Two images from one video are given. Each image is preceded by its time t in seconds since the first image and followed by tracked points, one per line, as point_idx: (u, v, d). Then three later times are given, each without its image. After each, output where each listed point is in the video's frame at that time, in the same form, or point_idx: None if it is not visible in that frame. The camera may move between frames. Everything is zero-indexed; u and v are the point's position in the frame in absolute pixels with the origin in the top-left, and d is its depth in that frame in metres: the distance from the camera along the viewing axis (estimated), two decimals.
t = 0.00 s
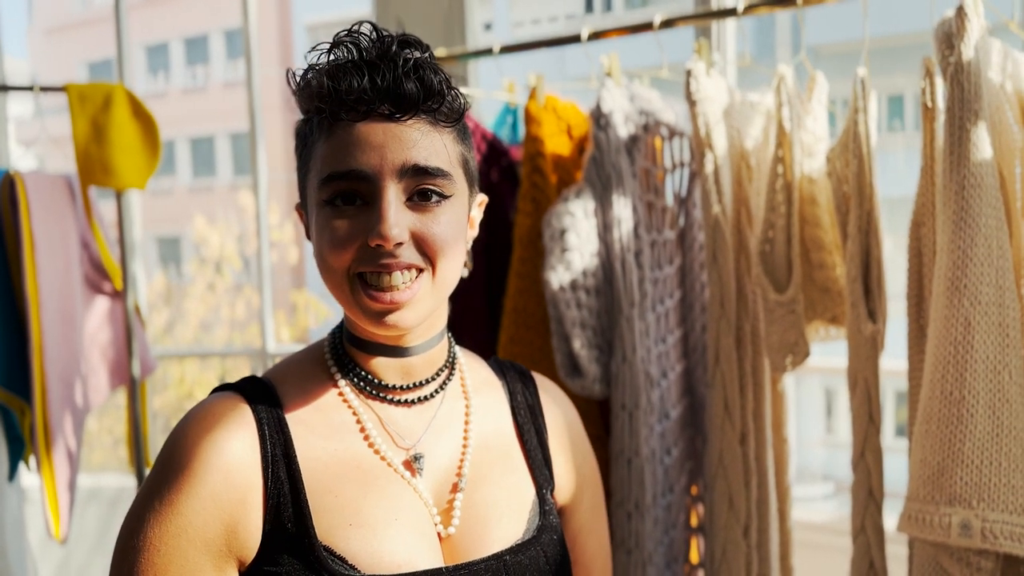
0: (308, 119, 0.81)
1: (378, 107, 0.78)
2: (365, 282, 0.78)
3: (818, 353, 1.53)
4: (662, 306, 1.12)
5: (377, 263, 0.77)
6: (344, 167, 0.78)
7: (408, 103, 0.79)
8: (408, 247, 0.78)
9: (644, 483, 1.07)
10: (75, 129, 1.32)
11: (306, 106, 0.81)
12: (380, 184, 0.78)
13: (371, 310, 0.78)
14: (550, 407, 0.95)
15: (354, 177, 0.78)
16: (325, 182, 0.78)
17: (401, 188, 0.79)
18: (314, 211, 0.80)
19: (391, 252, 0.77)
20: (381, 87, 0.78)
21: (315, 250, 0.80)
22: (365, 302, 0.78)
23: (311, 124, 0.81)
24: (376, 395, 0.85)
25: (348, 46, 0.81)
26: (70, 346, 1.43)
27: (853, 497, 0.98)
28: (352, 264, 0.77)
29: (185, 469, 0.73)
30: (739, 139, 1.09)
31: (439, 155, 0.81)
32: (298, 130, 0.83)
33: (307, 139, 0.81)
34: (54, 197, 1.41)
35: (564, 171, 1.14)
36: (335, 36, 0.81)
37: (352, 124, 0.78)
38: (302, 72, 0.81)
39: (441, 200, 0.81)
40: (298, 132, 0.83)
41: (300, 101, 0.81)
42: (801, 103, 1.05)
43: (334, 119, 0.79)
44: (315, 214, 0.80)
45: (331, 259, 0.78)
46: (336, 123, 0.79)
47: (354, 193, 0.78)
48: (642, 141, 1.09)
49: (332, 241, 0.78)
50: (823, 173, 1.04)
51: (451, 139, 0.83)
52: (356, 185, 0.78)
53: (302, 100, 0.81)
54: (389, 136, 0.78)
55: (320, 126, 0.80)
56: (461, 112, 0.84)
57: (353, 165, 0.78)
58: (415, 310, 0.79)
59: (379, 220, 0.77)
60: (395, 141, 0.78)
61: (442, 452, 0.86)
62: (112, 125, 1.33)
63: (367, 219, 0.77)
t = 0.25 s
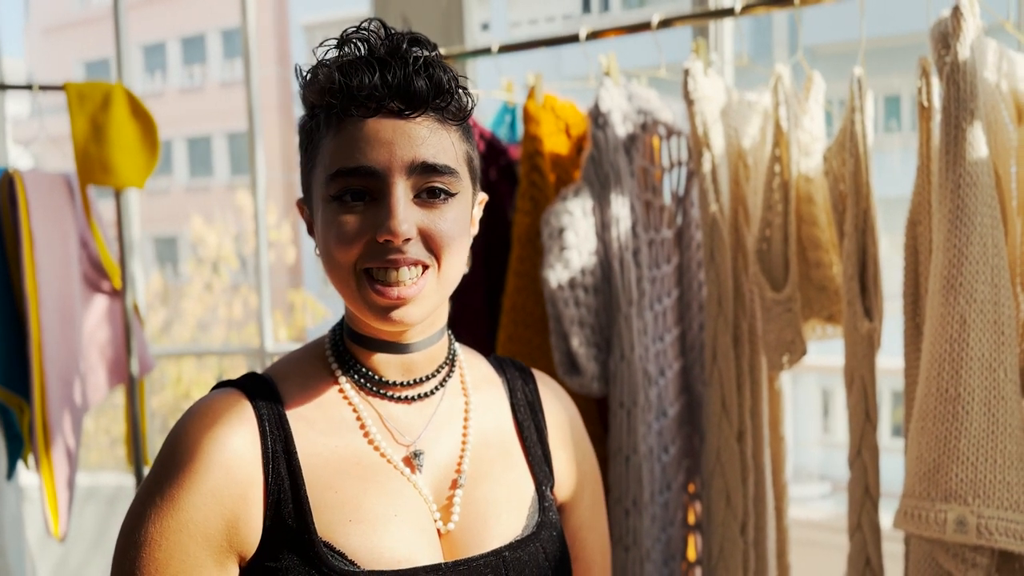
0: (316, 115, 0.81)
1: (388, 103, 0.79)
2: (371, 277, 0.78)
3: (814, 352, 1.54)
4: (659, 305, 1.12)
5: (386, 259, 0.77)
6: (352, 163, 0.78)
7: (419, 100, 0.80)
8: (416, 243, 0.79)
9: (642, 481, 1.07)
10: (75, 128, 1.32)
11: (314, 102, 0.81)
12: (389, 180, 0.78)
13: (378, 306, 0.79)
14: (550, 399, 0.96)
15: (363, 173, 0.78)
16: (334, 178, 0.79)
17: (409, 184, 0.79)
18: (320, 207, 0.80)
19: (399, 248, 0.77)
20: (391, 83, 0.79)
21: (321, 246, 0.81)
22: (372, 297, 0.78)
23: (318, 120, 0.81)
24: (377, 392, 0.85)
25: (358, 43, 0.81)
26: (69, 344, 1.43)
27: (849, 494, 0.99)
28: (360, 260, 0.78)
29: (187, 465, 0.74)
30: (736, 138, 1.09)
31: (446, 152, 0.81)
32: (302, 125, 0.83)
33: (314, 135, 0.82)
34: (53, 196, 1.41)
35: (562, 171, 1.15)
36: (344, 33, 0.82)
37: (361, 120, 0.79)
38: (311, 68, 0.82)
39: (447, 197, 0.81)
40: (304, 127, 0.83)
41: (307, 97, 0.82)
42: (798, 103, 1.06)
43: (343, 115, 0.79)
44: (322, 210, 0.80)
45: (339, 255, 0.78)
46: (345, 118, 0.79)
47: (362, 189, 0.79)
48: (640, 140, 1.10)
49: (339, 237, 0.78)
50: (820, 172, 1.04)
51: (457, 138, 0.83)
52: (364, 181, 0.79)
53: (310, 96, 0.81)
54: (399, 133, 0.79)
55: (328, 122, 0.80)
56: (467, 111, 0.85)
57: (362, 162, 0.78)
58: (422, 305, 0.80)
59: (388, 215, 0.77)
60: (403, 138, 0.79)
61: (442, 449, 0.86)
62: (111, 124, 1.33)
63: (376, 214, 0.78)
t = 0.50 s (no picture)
0: (320, 110, 0.82)
1: (392, 99, 0.80)
2: (376, 272, 0.79)
3: (813, 349, 1.52)
4: (658, 302, 1.13)
5: (389, 252, 0.78)
6: (357, 158, 0.79)
7: (422, 96, 0.80)
8: (418, 238, 0.79)
9: (641, 477, 1.08)
10: (76, 126, 1.33)
11: (319, 98, 0.82)
12: (392, 175, 0.79)
13: (382, 299, 0.79)
14: (549, 393, 0.97)
15: (367, 168, 0.79)
16: (338, 172, 0.79)
17: (412, 179, 0.80)
18: (324, 202, 0.81)
19: (402, 242, 0.78)
20: (395, 80, 0.80)
21: (324, 241, 0.81)
22: (376, 290, 0.79)
23: (322, 115, 0.82)
24: (378, 386, 0.86)
25: (362, 41, 0.82)
26: (70, 342, 1.43)
27: (846, 490, 1.00)
28: (364, 254, 0.79)
29: (191, 458, 0.75)
30: (734, 137, 1.10)
31: (449, 149, 0.82)
32: (306, 121, 0.84)
33: (318, 130, 0.82)
34: (54, 194, 1.42)
35: (561, 169, 1.16)
36: (348, 30, 0.83)
37: (366, 115, 0.79)
38: (315, 65, 0.82)
39: (450, 193, 0.82)
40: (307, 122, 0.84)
41: (311, 93, 0.82)
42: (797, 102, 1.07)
43: (348, 111, 0.80)
44: (326, 205, 0.81)
45: (343, 249, 0.79)
46: (350, 114, 0.80)
47: (367, 183, 0.79)
48: (638, 139, 1.11)
49: (344, 232, 0.79)
50: (817, 171, 1.05)
51: (459, 135, 0.84)
52: (367, 176, 0.79)
53: (315, 92, 0.82)
54: (402, 128, 0.79)
55: (333, 117, 0.80)
56: (469, 108, 0.85)
57: (366, 156, 0.79)
58: (423, 300, 0.81)
59: (392, 210, 0.78)
60: (407, 133, 0.80)
61: (442, 443, 0.87)
62: (112, 124, 1.34)
63: (380, 208, 0.79)
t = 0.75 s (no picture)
0: (322, 115, 0.82)
1: (394, 105, 0.81)
2: (378, 275, 0.79)
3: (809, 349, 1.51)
4: (656, 303, 1.14)
5: (391, 256, 0.79)
6: (359, 162, 0.80)
7: (424, 101, 0.81)
8: (418, 243, 0.80)
9: (638, 476, 1.09)
10: (76, 127, 1.33)
11: (321, 102, 0.82)
12: (393, 179, 0.80)
13: (384, 301, 0.80)
14: (546, 394, 0.98)
15: (369, 173, 0.80)
16: (340, 176, 0.80)
17: (413, 183, 0.81)
18: (327, 206, 0.82)
19: (402, 247, 0.79)
20: (397, 85, 0.81)
21: (326, 244, 0.82)
22: (378, 292, 0.80)
23: (325, 119, 0.83)
24: (378, 386, 0.87)
25: (365, 46, 0.83)
26: (71, 342, 1.44)
27: (842, 489, 1.00)
28: (365, 257, 0.79)
29: (194, 457, 0.76)
30: (732, 139, 1.11)
31: (450, 153, 0.83)
32: (309, 125, 0.85)
33: (321, 134, 0.83)
34: (55, 195, 1.42)
35: (560, 171, 1.17)
36: (351, 35, 0.83)
37: (369, 120, 0.80)
38: (318, 70, 0.83)
39: (450, 197, 0.83)
40: (311, 125, 0.85)
41: (314, 98, 0.83)
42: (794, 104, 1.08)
43: (350, 116, 0.81)
44: (328, 208, 0.82)
45: (345, 252, 0.80)
46: (352, 119, 0.81)
47: (368, 187, 0.80)
48: (637, 141, 1.11)
49: (346, 235, 0.80)
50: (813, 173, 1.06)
51: (460, 138, 0.85)
52: (369, 180, 0.80)
53: (318, 96, 0.82)
54: (404, 133, 0.80)
55: (335, 122, 0.81)
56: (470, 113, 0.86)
57: (369, 161, 0.80)
58: (423, 302, 0.82)
59: (393, 215, 0.79)
60: (409, 138, 0.80)
61: (442, 443, 0.88)
62: (113, 125, 1.34)
63: (381, 212, 0.80)
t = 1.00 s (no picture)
0: (327, 119, 0.83)
1: (399, 110, 0.81)
2: (383, 277, 0.80)
3: (806, 350, 1.52)
4: (655, 305, 1.14)
5: (395, 259, 0.80)
6: (365, 167, 0.81)
7: (428, 107, 0.82)
8: (422, 247, 0.81)
9: (638, 477, 1.10)
10: (78, 129, 1.34)
11: (326, 106, 0.83)
12: (398, 183, 0.81)
13: (388, 302, 0.81)
14: (547, 395, 0.98)
15: (374, 177, 0.81)
16: (346, 181, 0.81)
17: (418, 188, 0.82)
18: (332, 209, 0.83)
19: (407, 251, 0.80)
20: (402, 91, 0.81)
21: (331, 246, 0.83)
22: (382, 294, 0.81)
23: (330, 123, 0.84)
24: (381, 387, 0.87)
25: (370, 51, 0.84)
26: (73, 343, 1.45)
27: (839, 489, 1.01)
28: (370, 261, 0.80)
29: (199, 457, 0.77)
30: (730, 142, 1.11)
31: (455, 157, 0.84)
32: (314, 128, 0.85)
33: (326, 137, 0.84)
34: (57, 196, 1.43)
35: (560, 173, 1.18)
36: (357, 40, 0.84)
37: (374, 125, 0.81)
38: (324, 74, 0.84)
39: (453, 201, 0.84)
40: (315, 129, 0.85)
41: (319, 102, 0.84)
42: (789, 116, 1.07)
43: (356, 121, 0.81)
44: (333, 211, 0.82)
45: (350, 255, 0.81)
46: (358, 124, 0.81)
47: (373, 191, 0.81)
48: (636, 144, 1.12)
49: (351, 239, 0.81)
50: (812, 175, 1.07)
51: (464, 143, 0.86)
52: (374, 184, 0.81)
53: (323, 100, 0.83)
54: (409, 138, 0.81)
55: (340, 126, 0.82)
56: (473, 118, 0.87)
57: (374, 166, 0.81)
58: (426, 304, 0.82)
59: (398, 219, 0.80)
60: (414, 143, 0.81)
61: (443, 443, 0.89)
62: (115, 126, 1.35)
63: (386, 216, 0.81)
